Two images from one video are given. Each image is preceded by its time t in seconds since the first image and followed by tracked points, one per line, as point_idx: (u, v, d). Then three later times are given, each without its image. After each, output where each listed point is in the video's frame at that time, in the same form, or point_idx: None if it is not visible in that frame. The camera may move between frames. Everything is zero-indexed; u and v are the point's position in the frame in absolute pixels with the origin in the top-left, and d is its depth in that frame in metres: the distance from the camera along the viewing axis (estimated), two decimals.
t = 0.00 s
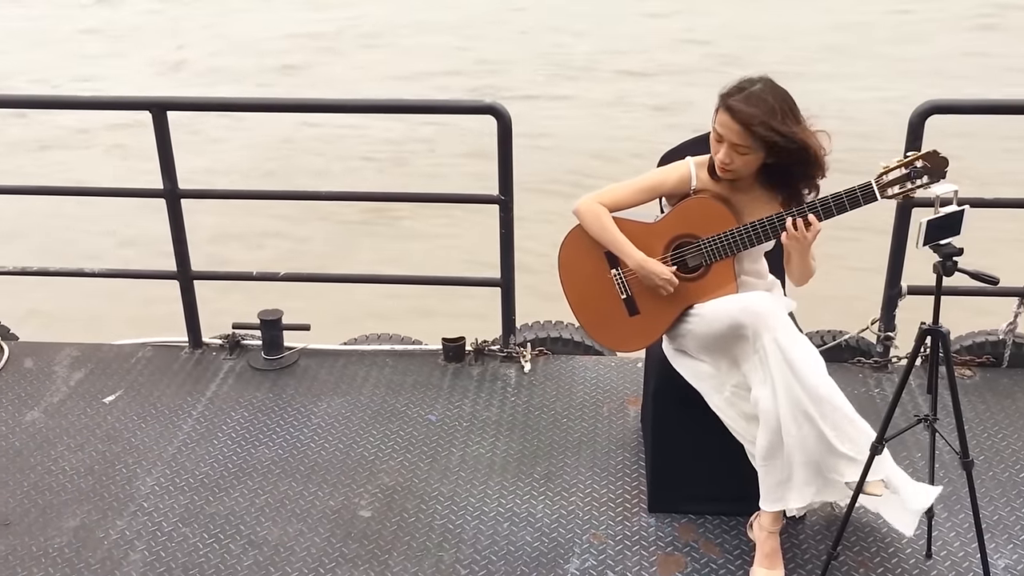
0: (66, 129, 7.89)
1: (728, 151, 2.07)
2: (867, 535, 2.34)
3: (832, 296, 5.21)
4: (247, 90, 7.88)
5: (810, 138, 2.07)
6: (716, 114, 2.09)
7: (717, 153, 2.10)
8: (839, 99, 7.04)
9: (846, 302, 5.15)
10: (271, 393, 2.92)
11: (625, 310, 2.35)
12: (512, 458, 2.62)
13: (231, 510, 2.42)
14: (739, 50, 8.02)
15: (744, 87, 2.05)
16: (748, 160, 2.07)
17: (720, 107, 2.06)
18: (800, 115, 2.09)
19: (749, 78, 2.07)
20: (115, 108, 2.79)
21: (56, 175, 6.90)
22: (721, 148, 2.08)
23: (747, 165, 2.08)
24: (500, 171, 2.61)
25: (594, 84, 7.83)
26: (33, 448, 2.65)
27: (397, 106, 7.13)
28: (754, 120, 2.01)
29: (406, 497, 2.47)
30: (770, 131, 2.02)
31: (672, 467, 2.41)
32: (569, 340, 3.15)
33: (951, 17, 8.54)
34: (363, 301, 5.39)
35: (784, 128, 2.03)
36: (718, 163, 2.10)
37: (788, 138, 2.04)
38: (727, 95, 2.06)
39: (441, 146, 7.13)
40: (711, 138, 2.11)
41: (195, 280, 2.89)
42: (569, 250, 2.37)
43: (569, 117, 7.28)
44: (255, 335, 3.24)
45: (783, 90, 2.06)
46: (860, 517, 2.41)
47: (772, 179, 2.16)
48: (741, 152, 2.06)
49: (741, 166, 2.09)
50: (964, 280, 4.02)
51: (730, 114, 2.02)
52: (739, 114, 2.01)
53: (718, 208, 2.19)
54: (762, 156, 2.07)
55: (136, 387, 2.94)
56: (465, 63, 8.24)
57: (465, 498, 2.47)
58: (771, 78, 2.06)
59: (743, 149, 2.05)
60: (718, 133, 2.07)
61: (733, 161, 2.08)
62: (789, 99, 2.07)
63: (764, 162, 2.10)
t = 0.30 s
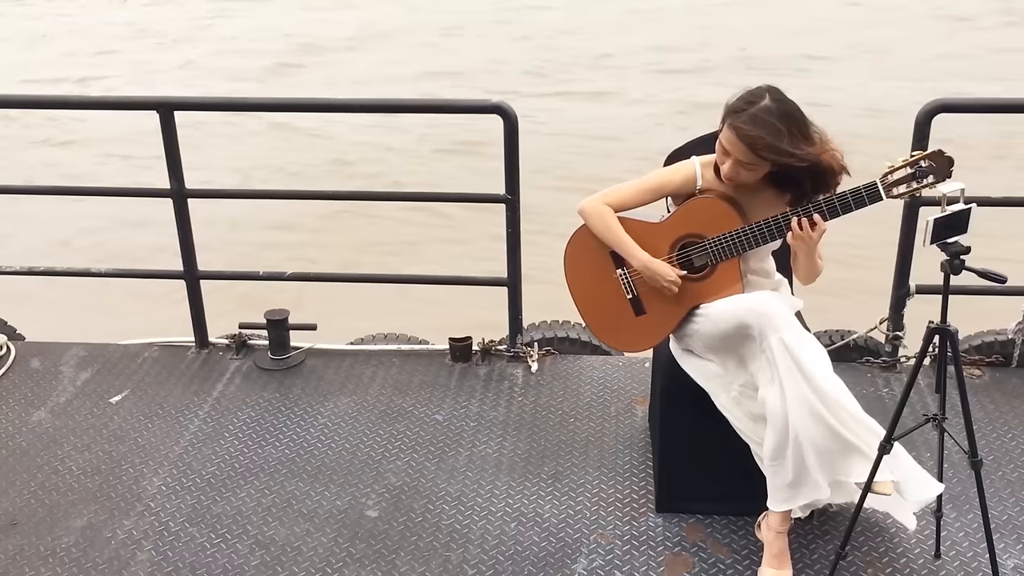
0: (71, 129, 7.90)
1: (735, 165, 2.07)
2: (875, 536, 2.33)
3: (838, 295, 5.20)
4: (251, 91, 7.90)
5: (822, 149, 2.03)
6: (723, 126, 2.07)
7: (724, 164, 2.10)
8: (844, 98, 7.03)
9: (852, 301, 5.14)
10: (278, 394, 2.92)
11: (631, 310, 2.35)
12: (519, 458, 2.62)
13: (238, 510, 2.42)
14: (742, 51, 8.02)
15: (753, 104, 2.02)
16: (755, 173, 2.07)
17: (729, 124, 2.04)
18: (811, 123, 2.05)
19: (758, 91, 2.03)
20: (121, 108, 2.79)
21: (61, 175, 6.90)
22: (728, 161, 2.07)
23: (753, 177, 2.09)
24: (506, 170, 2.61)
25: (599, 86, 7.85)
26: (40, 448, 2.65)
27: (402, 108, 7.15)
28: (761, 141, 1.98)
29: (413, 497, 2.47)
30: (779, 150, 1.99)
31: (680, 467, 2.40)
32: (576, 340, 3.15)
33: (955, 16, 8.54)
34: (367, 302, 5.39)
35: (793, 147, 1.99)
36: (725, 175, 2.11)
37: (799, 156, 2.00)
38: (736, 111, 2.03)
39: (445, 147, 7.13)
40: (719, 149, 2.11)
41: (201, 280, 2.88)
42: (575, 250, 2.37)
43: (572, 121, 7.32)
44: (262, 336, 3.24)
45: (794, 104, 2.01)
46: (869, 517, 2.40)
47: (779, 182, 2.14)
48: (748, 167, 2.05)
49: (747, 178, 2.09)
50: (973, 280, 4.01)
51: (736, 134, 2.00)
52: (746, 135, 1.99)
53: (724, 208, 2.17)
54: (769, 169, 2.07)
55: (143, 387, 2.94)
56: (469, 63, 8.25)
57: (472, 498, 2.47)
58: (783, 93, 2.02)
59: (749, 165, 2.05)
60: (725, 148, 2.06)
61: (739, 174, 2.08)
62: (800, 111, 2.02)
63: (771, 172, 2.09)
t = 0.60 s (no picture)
0: (72, 129, 7.90)
1: (743, 169, 2.07)
2: (876, 534, 2.33)
3: (839, 294, 5.20)
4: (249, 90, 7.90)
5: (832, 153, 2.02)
6: (733, 130, 2.06)
7: (732, 167, 2.10)
8: (845, 97, 7.03)
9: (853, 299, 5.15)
10: (279, 393, 2.92)
11: (634, 308, 2.35)
12: (520, 457, 2.61)
13: (238, 510, 2.42)
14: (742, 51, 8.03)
15: (764, 110, 1.99)
16: (763, 177, 2.07)
17: (739, 129, 2.02)
18: (820, 124, 2.04)
19: (768, 95, 2.00)
20: (122, 107, 2.79)
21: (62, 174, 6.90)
22: (737, 165, 2.07)
23: (761, 181, 2.09)
24: (507, 167, 2.60)
25: (599, 86, 7.86)
26: (41, 448, 2.65)
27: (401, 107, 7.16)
28: (773, 150, 1.97)
29: (414, 496, 2.47)
30: (791, 158, 1.98)
31: (681, 466, 2.40)
32: (577, 338, 3.15)
33: (955, 15, 8.54)
34: (367, 301, 5.38)
35: (805, 153, 1.98)
36: (733, 178, 2.11)
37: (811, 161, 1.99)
38: (746, 117, 2.01)
39: (445, 146, 7.14)
40: (727, 151, 2.10)
41: (201, 279, 2.88)
42: (579, 248, 2.36)
43: (573, 119, 7.32)
44: (262, 335, 3.24)
45: (805, 109, 1.99)
46: (870, 516, 2.40)
47: (785, 182, 2.14)
48: (757, 171, 2.06)
49: (756, 181, 2.09)
50: (974, 279, 4.01)
51: (747, 142, 1.99)
52: (757, 143, 1.98)
53: (729, 207, 2.17)
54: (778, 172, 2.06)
55: (143, 386, 2.94)
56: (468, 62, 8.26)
57: (474, 497, 2.47)
58: (793, 97, 1.99)
59: (758, 170, 2.05)
60: (734, 152, 2.05)
61: (747, 177, 2.09)
62: (810, 114, 2.01)
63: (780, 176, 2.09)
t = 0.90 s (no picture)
0: (67, 129, 7.90)
1: (749, 169, 2.06)
2: (870, 531, 2.34)
3: (835, 292, 5.20)
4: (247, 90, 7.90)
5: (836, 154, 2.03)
6: (739, 129, 2.05)
7: (737, 166, 2.09)
8: (841, 96, 7.03)
9: (848, 297, 5.16)
10: (274, 391, 2.92)
11: (634, 305, 2.35)
12: (516, 455, 2.62)
13: (234, 508, 2.42)
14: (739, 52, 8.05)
15: (772, 110, 1.99)
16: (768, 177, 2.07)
17: (746, 129, 2.02)
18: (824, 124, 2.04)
19: (774, 95, 2.00)
20: (115, 106, 2.79)
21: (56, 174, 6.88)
22: (743, 165, 2.07)
23: (765, 180, 2.09)
24: (503, 165, 2.60)
25: (595, 86, 7.88)
26: (35, 447, 2.64)
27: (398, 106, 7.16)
28: (782, 151, 1.97)
29: (409, 495, 2.47)
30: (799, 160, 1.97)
31: (677, 463, 2.40)
32: (572, 337, 3.16)
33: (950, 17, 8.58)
34: (363, 300, 5.38)
35: (813, 155, 1.98)
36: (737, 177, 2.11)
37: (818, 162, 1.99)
38: (754, 117, 2.00)
39: (441, 145, 7.15)
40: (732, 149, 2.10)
41: (196, 278, 2.88)
42: (578, 243, 2.36)
43: (569, 118, 7.32)
44: (257, 333, 3.24)
45: (811, 110, 1.99)
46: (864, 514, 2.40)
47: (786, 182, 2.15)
48: (763, 170, 2.05)
49: (760, 180, 2.09)
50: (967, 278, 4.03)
51: (755, 142, 1.99)
52: (767, 144, 1.97)
53: (730, 204, 2.18)
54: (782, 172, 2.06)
55: (139, 385, 2.94)
56: (465, 63, 8.27)
57: (469, 495, 2.47)
58: (800, 98, 1.99)
59: (764, 170, 2.04)
60: (740, 152, 2.05)
61: (752, 176, 2.08)
62: (815, 114, 2.01)
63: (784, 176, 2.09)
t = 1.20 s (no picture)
0: (59, 129, 7.88)
1: (749, 164, 2.07)
2: (860, 528, 2.34)
3: (828, 289, 5.20)
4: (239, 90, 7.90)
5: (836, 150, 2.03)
6: (740, 124, 2.05)
7: (737, 162, 2.10)
8: (833, 95, 7.05)
9: (839, 295, 5.16)
10: (265, 390, 2.91)
11: (629, 301, 2.33)
12: (507, 453, 2.62)
13: (224, 507, 2.42)
14: (731, 53, 8.08)
15: (775, 107, 1.98)
16: (766, 173, 2.08)
17: (749, 125, 2.01)
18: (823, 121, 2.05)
19: (778, 91, 1.99)
20: (103, 104, 2.78)
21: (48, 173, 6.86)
22: (743, 161, 2.07)
23: (763, 175, 2.10)
24: (494, 164, 2.60)
25: (588, 86, 7.89)
26: (25, 446, 2.64)
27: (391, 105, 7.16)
28: (785, 148, 1.97)
29: (400, 493, 2.47)
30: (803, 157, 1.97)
31: (669, 460, 2.41)
32: (563, 335, 3.17)
33: (942, 19, 8.63)
34: (355, 298, 5.38)
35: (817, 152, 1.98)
36: (735, 172, 2.12)
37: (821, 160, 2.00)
38: (757, 113, 2.00)
39: (435, 144, 7.15)
40: (732, 146, 2.09)
41: (187, 277, 2.87)
42: (573, 239, 2.33)
43: (562, 117, 7.33)
44: (248, 332, 3.23)
45: (812, 108, 1.99)
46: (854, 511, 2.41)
47: (780, 179, 2.16)
48: (764, 167, 2.06)
49: (758, 176, 2.10)
50: (955, 276, 4.05)
51: (761, 139, 1.98)
52: (772, 141, 1.97)
53: (726, 200, 2.18)
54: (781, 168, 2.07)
55: (129, 384, 2.93)
56: (458, 63, 8.28)
57: (460, 493, 2.47)
58: (802, 95, 1.99)
59: (764, 166, 2.05)
60: (742, 147, 2.04)
61: (751, 172, 2.08)
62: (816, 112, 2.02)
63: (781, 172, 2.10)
